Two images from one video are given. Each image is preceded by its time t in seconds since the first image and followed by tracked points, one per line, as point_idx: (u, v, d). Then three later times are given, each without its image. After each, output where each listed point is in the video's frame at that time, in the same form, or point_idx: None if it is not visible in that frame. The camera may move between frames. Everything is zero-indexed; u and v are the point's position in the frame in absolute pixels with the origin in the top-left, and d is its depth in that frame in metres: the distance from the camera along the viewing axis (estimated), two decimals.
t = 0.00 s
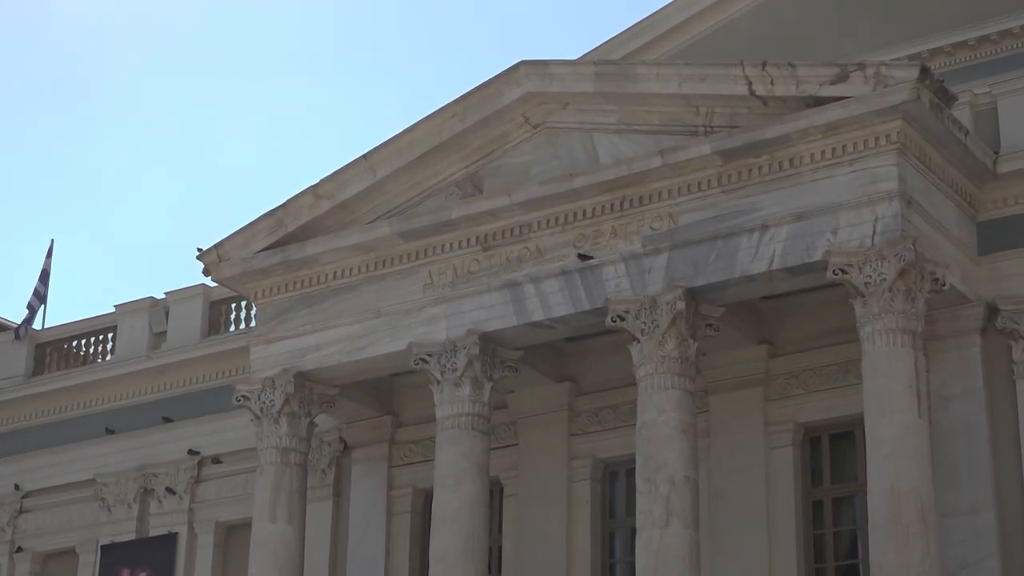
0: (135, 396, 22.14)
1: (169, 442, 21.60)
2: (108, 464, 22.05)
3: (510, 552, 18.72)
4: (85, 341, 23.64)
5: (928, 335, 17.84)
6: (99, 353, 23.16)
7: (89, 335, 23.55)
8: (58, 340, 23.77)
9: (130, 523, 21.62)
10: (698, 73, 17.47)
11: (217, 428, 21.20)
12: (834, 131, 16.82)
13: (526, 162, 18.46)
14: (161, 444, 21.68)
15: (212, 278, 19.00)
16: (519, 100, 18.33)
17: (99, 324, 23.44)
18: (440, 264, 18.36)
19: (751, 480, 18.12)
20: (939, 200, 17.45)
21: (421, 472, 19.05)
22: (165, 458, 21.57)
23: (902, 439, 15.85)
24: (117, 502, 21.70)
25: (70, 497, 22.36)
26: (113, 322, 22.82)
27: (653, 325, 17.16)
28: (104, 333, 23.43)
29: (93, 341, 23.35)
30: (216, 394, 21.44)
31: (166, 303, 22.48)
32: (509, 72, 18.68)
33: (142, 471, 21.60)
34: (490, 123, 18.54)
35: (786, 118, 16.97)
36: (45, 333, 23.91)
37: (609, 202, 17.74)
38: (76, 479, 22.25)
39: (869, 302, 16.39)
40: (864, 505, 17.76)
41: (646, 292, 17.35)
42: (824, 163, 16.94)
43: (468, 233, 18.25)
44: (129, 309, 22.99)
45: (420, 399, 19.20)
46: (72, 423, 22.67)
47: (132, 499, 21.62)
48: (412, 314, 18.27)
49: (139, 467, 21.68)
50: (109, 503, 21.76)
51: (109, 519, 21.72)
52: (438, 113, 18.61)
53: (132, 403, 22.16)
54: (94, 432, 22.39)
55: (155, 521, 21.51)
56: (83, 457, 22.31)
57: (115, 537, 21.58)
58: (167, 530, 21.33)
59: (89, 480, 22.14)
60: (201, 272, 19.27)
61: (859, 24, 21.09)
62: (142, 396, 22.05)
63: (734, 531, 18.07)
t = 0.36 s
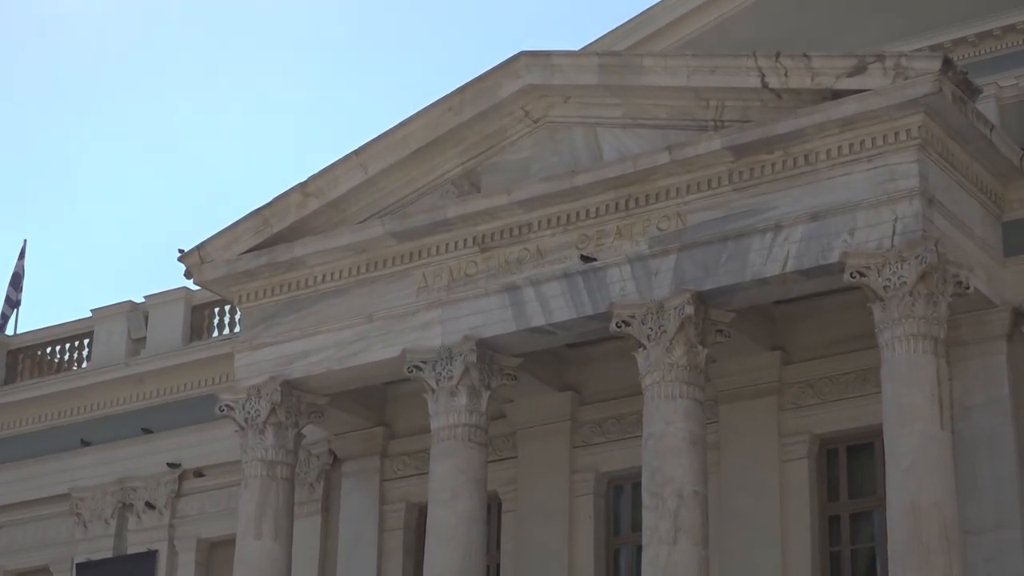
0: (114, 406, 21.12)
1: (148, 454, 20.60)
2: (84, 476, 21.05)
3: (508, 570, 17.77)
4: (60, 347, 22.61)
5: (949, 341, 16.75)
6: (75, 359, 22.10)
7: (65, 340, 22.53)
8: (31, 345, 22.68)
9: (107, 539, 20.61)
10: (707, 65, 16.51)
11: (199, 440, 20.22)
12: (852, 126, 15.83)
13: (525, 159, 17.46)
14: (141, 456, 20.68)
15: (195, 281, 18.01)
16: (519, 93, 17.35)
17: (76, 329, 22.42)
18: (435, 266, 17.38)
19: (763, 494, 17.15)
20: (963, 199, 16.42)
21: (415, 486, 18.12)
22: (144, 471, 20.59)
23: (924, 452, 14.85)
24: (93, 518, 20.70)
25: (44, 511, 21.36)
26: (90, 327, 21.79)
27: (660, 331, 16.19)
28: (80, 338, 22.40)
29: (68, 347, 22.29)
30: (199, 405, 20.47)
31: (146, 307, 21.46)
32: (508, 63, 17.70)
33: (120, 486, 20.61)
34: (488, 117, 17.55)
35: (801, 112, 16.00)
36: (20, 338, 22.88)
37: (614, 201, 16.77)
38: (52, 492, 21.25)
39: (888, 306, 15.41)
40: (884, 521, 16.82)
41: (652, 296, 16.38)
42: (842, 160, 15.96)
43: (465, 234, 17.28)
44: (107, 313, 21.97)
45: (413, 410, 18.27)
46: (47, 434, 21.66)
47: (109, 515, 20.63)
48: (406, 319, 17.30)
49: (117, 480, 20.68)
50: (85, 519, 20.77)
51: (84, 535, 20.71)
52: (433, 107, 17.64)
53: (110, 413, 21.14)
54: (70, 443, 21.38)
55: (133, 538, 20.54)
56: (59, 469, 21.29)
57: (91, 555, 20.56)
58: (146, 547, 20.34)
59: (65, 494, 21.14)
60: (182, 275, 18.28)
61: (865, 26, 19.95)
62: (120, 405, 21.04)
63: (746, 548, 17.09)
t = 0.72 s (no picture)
0: (87, 415, 20.14)
1: (124, 465, 19.63)
2: (57, 489, 20.07)
3: None
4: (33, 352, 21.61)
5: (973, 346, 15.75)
6: (45, 365, 21.12)
7: (38, 345, 21.54)
8: (0, 352, 21.71)
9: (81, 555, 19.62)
10: (716, 54, 15.56)
11: (178, 451, 19.25)
12: (869, 118, 14.87)
13: (522, 153, 16.51)
14: (116, 468, 19.70)
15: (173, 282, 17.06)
16: (517, 84, 16.41)
17: (49, 334, 21.43)
18: (428, 266, 16.43)
19: (775, 507, 16.19)
20: (988, 195, 15.35)
21: (407, 501, 17.23)
22: (119, 484, 19.62)
23: (947, 464, 13.89)
24: (65, 533, 19.73)
25: (16, 526, 20.39)
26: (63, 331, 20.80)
27: (665, 336, 15.25)
28: (53, 343, 21.41)
29: (41, 353, 21.31)
30: (178, 414, 19.48)
31: (122, 310, 20.48)
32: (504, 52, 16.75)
33: (95, 499, 19.63)
34: (483, 109, 16.59)
35: (814, 104, 15.04)
36: None
37: (617, 197, 15.81)
38: (24, 506, 20.28)
39: (907, 309, 14.45)
40: (903, 537, 15.86)
41: (657, 298, 15.43)
42: (858, 154, 15.00)
43: (458, 233, 16.32)
44: (81, 317, 20.98)
45: (405, 420, 17.33)
46: (19, 444, 20.67)
47: (83, 530, 19.64)
48: (397, 323, 16.36)
49: (91, 493, 19.70)
50: (57, 534, 19.80)
51: (56, 552, 19.75)
52: (425, 99, 16.69)
53: (82, 423, 20.16)
54: (43, 454, 20.40)
55: (108, 555, 19.54)
56: (31, 481, 20.31)
57: (64, 572, 19.59)
58: (122, 563, 19.37)
59: (37, 507, 20.17)
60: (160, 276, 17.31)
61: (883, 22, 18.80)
62: (94, 415, 20.05)
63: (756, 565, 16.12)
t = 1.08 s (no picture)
0: (56, 428, 19.15)
1: (99, 480, 18.66)
2: (29, 506, 19.10)
3: None
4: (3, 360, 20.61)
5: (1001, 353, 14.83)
6: (16, 375, 20.14)
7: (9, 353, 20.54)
8: None
9: None
10: (728, 44, 14.63)
11: (156, 465, 18.31)
12: (890, 112, 13.93)
13: (521, 150, 15.58)
14: (90, 482, 18.73)
15: (151, 286, 16.13)
16: (516, 76, 15.48)
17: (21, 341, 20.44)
18: (423, 269, 15.50)
19: (790, 525, 15.26)
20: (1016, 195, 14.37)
21: (401, 517, 16.43)
22: (94, 500, 18.66)
23: (973, 481, 12.96)
24: (37, 552, 18.76)
25: None
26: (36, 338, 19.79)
27: (674, 343, 14.33)
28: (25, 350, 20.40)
29: (13, 361, 20.31)
30: (155, 425, 18.50)
31: (98, 316, 19.49)
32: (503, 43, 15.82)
33: (68, 516, 18.65)
34: (480, 103, 15.67)
35: (831, 97, 14.10)
36: None
37: (622, 196, 14.88)
38: None
39: (929, 315, 13.52)
40: (927, 556, 14.96)
41: (665, 304, 14.51)
42: (879, 150, 14.05)
43: (454, 234, 15.41)
44: (54, 323, 19.98)
45: (397, 434, 16.60)
46: None
47: (55, 549, 18.65)
48: (389, 329, 15.45)
49: (64, 510, 18.73)
50: (28, 554, 18.84)
51: (28, 572, 18.80)
52: (418, 92, 15.76)
53: (55, 436, 19.18)
54: (14, 468, 19.42)
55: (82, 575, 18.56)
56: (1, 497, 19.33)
57: None
58: None
59: (7, 525, 19.20)
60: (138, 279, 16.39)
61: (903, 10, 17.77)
62: (64, 426, 19.10)
63: None
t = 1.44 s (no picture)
0: (21, 441, 18.11)
1: (71, 496, 17.75)
2: None
3: None
4: None
5: None
6: None
7: None
8: None
9: None
10: (738, 34, 13.74)
11: (130, 480, 17.40)
12: (910, 106, 13.04)
13: (517, 146, 14.68)
14: (60, 498, 17.82)
15: (126, 289, 15.24)
16: (513, 67, 14.60)
17: None
18: (414, 272, 14.62)
19: (804, 544, 14.37)
20: None
21: (389, 535, 15.66)
22: (65, 517, 17.73)
23: (998, 498, 12.07)
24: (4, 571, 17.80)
25: None
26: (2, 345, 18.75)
27: (680, 351, 13.44)
28: None
29: None
30: (129, 437, 17.52)
31: (67, 321, 18.45)
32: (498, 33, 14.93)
33: (37, 534, 17.70)
34: (475, 96, 14.78)
35: (847, 90, 13.19)
36: None
37: (625, 195, 13.99)
38: None
39: (951, 321, 12.62)
40: None
41: (671, 309, 13.63)
42: (898, 146, 13.15)
43: (447, 235, 14.52)
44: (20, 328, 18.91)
45: (384, 446, 15.80)
46: None
47: (23, 569, 17.70)
48: (378, 336, 14.58)
49: (33, 527, 17.79)
50: None
51: None
52: (408, 84, 14.87)
53: (19, 450, 18.13)
54: None
55: None
56: None
57: None
58: None
59: None
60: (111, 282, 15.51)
61: None
62: (27, 441, 18.04)
63: None
